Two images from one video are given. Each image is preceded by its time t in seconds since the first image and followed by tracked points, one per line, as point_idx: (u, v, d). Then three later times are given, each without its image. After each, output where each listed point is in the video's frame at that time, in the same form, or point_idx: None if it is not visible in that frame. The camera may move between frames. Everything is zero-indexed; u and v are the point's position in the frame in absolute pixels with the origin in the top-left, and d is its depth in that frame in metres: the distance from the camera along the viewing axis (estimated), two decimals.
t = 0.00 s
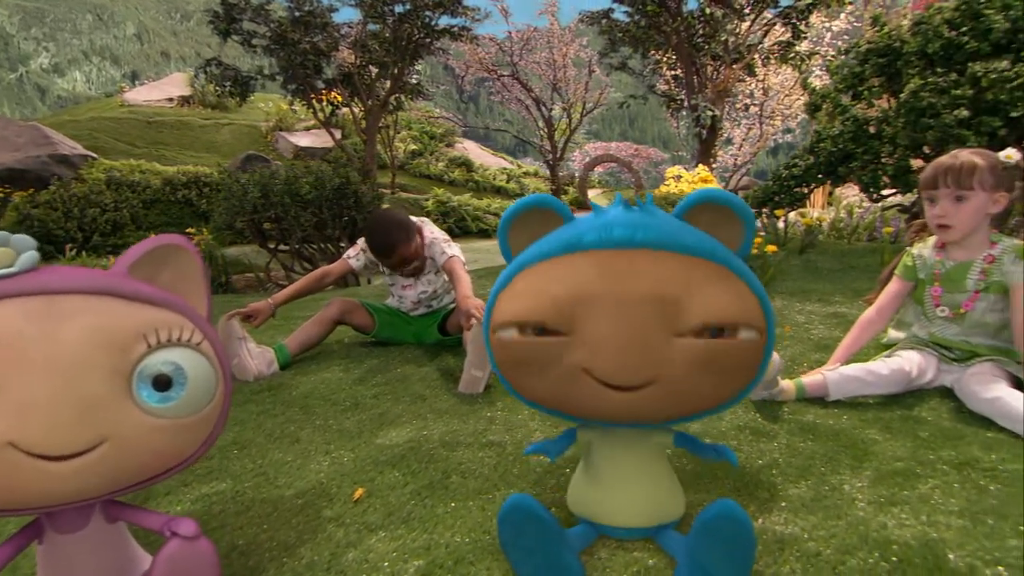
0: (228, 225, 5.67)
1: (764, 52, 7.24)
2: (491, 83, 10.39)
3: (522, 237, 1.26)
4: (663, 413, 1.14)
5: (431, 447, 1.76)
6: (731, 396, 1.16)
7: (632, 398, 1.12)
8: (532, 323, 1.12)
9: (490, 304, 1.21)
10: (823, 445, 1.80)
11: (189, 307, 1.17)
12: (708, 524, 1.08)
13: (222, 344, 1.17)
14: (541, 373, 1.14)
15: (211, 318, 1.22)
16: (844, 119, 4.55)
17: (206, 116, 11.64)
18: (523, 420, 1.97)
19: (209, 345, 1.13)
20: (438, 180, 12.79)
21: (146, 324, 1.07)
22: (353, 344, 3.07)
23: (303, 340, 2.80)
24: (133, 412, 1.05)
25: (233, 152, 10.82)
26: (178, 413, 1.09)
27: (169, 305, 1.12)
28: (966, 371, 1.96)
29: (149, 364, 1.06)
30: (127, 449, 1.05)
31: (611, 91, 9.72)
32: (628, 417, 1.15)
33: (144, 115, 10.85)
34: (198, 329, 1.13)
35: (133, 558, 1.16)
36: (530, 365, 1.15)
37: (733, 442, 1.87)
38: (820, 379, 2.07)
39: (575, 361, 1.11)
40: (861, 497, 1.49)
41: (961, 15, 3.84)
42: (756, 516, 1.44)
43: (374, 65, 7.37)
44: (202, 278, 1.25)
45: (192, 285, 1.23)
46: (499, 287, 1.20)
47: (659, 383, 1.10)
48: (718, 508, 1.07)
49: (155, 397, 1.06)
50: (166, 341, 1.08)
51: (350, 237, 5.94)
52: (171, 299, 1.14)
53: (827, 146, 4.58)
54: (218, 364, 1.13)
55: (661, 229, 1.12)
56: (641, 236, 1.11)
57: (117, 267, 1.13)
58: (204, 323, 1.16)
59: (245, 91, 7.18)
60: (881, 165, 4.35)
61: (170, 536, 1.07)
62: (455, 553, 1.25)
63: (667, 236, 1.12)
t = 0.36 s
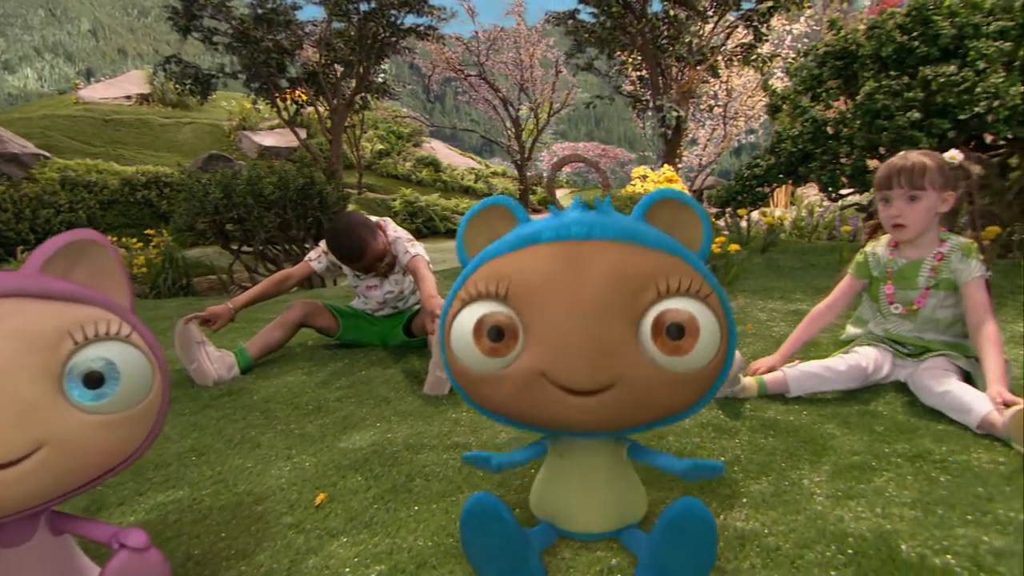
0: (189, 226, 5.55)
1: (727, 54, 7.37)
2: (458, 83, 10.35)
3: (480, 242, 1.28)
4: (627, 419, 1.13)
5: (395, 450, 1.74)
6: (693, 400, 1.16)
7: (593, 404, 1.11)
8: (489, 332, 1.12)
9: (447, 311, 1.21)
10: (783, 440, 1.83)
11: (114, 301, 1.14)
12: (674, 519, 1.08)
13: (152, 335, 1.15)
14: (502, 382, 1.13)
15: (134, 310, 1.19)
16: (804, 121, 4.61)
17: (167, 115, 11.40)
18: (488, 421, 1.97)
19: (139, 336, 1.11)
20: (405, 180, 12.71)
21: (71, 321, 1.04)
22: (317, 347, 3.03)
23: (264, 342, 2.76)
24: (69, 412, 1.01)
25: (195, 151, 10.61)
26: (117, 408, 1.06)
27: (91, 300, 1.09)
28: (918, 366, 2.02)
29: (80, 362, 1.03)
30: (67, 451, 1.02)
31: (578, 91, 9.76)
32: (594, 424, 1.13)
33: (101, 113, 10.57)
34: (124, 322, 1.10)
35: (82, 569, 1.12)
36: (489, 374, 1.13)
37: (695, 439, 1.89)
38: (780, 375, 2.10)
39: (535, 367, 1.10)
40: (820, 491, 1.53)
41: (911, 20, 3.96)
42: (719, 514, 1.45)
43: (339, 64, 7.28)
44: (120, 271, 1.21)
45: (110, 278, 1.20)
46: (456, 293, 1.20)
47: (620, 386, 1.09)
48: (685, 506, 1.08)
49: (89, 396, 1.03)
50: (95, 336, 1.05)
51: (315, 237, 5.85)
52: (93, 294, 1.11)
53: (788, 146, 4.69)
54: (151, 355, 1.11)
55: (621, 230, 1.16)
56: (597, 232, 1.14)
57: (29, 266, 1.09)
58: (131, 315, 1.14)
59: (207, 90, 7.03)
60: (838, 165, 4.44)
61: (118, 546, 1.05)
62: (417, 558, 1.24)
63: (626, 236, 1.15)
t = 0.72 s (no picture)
0: (148, 227, 5.40)
1: (691, 56, 7.44)
2: (426, 83, 10.28)
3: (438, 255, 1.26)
4: (586, 445, 1.14)
5: (359, 453, 1.72)
6: (653, 423, 1.18)
7: (552, 432, 1.12)
8: (446, 357, 1.11)
9: (403, 330, 1.19)
10: (746, 437, 1.85)
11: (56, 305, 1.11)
12: (643, 527, 1.08)
13: (98, 338, 1.11)
14: (460, 408, 1.13)
15: (78, 313, 1.16)
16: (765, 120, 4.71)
17: (125, 113, 11.12)
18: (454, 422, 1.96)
19: (84, 340, 1.08)
20: (373, 180, 12.60)
21: (11, 326, 1.01)
22: (280, 350, 2.98)
23: (225, 346, 2.69)
24: (9, 421, 0.98)
25: (155, 151, 10.37)
26: (61, 416, 1.03)
27: (33, 305, 1.06)
28: (876, 361, 2.07)
29: (20, 368, 0.99)
30: (9, 462, 0.99)
31: (545, 91, 9.77)
32: (552, 451, 1.15)
33: (56, 111, 10.27)
34: (68, 326, 1.07)
35: None
36: (447, 399, 1.13)
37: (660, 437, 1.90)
38: (743, 372, 2.13)
39: (494, 395, 1.11)
40: (781, 486, 1.55)
41: (866, 25, 4.06)
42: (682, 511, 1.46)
43: (305, 62, 7.21)
44: (62, 273, 1.18)
45: (51, 281, 1.17)
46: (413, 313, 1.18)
47: (582, 416, 1.10)
48: (655, 515, 1.08)
49: (30, 403, 1.00)
50: (36, 341, 1.02)
51: (280, 238, 5.75)
52: (35, 298, 1.07)
53: (750, 147, 4.73)
54: (97, 360, 1.08)
55: (581, 250, 1.14)
56: (557, 253, 1.13)
57: None
58: (75, 319, 1.10)
59: (167, 87, 6.87)
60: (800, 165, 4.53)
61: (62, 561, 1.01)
62: (380, 562, 1.23)
63: (587, 257, 1.14)
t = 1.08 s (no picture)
0: (104, 229, 5.25)
1: (655, 56, 7.50)
2: (390, 82, 10.19)
3: (395, 256, 1.25)
4: (546, 448, 1.15)
5: (320, 458, 1.69)
6: (612, 425, 1.18)
7: (511, 436, 1.12)
8: (403, 363, 1.10)
9: (360, 333, 1.18)
10: (707, 434, 1.87)
11: None
12: (601, 526, 1.09)
13: (39, 344, 1.07)
14: (419, 413, 1.13)
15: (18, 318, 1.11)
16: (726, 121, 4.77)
17: (80, 112, 10.81)
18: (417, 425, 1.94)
19: (25, 346, 1.03)
20: (338, 180, 12.45)
21: None
22: (241, 353, 2.93)
23: (184, 351, 2.62)
24: None
25: (111, 150, 10.10)
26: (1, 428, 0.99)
27: None
28: (832, 358, 2.12)
29: None
30: None
31: (511, 91, 9.77)
32: (512, 455, 1.15)
33: (6, 109, 9.93)
34: (9, 332, 1.02)
35: None
36: (405, 404, 1.13)
37: (623, 435, 1.90)
38: (705, 370, 2.16)
39: (453, 400, 1.10)
40: (740, 482, 1.57)
41: (822, 28, 4.14)
42: (645, 508, 1.47)
43: (267, 61, 7.09)
44: None
45: None
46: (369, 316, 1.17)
47: (540, 420, 1.11)
48: (612, 512, 1.08)
49: None
50: None
51: (242, 239, 5.65)
52: None
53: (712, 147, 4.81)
54: (38, 366, 1.04)
55: (539, 253, 1.14)
56: (515, 256, 1.13)
57: None
58: (15, 324, 1.06)
59: (123, 85, 6.69)
60: (760, 165, 4.61)
61: None
62: (339, 568, 1.21)
63: (545, 260, 1.14)
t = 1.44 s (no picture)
0: (58, 231, 5.09)
1: (621, 57, 7.54)
2: (356, 81, 10.06)
3: (353, 257, 1.24)
4: (507, 448, 1.15)
5: (281, 463, 1.66)
6: (573, 424, 1.19)
7: (471, 437, 1.12)
8: (361, 365, 1.09)
9: (318, 336, 1.17)
10: (671, 432, 1.89)
11: None
12: (563, 525, 1.09)
13: None
14: (378, 416, 1.12)
15: None
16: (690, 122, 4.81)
17: (34, 110, 10.50)
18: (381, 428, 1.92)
19: None
20: (304, 180, 12.28)
21: None
22: (201, 357, 2.86)
23: (142, 355, 2.56)
24: None
25: (67, 150, 9.82)
26: None
27: None
28: (790, 352, 2.16)
29: None
30: None
31: (478, 91, 9.72)
32: (474, 456, 1.15)
33: None
34: None
35: None
36: (365, 407, 1.12)
37: (588, 433, 1.91)
38: (670, 362, 2.19)
39: (411, 403, 1.10)
40: (703, 479, 1.59)
41: (782, 31, 4.22)
42: (609, 508, 1.47)
43: (230, 59, 6.94)
44: None
45: None
46: (327, 318, 1.16)
47: (500, 421, 1.11)
48: (572, 511, 1.09)
49: None
50: None
51: (203, 241, 5.53)
52: None
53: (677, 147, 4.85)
54: None
55: (499, 253, 1.14)
56: (474, 256, 1.12)
57: None
58: None
59: (78, 82, 6.49)
60: (723, 165, 4.67)
61: None
62: None
63: (504, 260, 1.13)
